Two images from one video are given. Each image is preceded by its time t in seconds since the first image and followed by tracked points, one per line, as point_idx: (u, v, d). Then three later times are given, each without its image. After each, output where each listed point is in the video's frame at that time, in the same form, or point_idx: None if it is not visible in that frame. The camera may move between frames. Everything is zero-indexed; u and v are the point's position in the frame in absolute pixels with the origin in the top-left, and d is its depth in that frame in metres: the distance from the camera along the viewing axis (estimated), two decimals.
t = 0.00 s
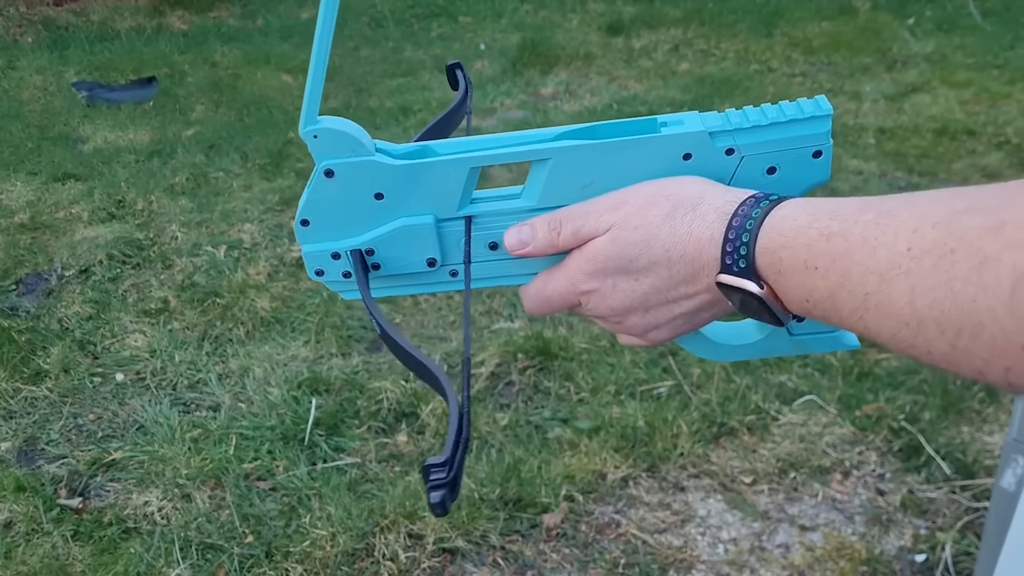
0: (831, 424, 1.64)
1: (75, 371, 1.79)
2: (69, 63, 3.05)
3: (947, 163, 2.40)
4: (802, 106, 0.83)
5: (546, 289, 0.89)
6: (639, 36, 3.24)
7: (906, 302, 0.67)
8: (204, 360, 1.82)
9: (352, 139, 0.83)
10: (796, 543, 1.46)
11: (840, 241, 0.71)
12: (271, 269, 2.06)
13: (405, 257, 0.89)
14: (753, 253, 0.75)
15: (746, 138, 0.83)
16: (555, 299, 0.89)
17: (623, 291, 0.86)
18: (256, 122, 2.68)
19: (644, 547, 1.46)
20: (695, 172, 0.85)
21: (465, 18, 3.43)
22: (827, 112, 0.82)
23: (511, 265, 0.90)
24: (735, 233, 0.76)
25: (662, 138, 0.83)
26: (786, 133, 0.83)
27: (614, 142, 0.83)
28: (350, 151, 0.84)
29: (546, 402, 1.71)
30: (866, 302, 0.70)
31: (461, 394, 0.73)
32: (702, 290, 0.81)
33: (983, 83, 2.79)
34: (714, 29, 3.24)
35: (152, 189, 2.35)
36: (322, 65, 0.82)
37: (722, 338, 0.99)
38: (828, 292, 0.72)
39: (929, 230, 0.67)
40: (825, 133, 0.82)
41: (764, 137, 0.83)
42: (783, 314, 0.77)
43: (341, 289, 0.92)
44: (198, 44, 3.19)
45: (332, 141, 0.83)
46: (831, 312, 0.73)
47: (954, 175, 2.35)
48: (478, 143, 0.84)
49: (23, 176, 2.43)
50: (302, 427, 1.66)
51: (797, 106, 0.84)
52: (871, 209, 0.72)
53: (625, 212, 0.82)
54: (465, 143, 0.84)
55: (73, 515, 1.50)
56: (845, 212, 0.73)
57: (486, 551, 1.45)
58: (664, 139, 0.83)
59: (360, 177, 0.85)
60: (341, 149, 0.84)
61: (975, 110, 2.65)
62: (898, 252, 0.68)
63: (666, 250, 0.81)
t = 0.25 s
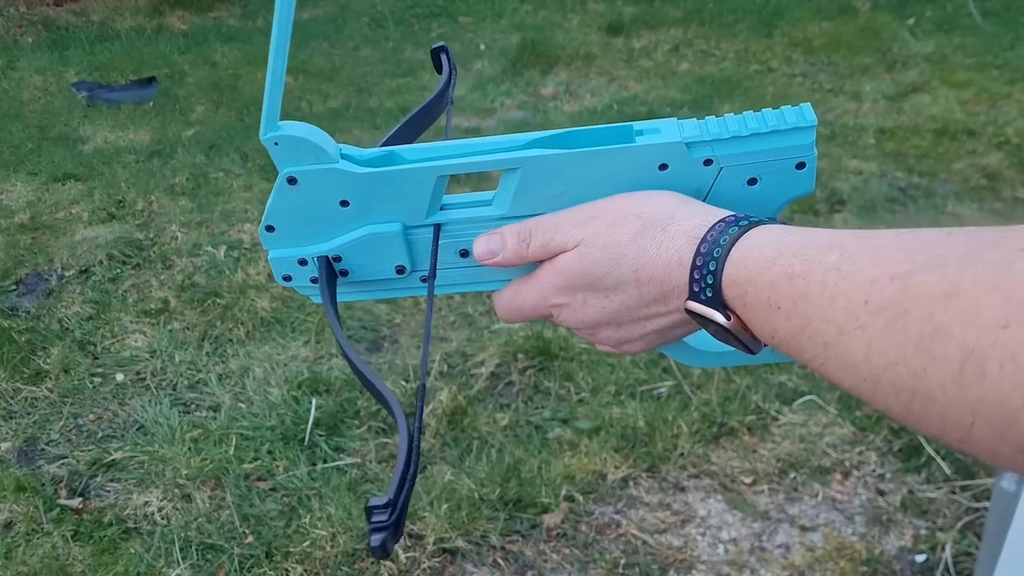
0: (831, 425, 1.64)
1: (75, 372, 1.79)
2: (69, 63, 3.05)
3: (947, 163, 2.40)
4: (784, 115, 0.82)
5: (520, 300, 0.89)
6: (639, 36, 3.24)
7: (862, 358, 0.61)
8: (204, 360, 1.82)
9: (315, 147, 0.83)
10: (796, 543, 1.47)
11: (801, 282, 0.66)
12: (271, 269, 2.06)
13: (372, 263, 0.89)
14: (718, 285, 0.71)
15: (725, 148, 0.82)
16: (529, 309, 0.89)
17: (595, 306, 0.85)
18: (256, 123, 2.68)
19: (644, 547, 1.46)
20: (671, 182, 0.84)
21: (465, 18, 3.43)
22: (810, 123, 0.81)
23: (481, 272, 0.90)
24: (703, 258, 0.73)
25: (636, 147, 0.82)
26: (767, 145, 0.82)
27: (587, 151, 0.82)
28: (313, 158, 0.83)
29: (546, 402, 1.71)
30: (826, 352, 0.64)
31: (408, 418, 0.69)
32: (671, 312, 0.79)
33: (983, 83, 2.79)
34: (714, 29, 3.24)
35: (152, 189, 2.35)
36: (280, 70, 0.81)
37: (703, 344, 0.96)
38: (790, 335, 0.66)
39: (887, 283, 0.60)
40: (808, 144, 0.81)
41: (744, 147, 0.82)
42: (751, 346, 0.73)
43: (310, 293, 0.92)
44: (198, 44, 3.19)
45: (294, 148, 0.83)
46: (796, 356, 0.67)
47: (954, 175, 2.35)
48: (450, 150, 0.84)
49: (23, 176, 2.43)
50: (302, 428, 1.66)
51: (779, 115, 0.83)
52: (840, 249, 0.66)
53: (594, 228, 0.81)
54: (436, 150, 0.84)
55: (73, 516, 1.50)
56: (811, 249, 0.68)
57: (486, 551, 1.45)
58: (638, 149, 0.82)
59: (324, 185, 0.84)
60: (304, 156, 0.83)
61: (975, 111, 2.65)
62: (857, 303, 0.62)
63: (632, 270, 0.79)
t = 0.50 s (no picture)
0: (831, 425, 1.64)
1: (75, 372, 1.79)
2: (69, 64, 3.05)
3: (947, 163, 2.40)
4: (779, 121, 0.80)
5: (497, 294, 0.88)
6: (639, 36, 3.24)
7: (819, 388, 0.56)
8: (204, 360, 1.82)
9: (293, 121, 0.82)
10: (796, 543, 1.46)
11: (771, 300, 0.61)
12: (271, 269, 2.06)
13: (350, 245, 0.88)
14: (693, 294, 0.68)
15: (716, 151, 0.80)
16: (506, 304, 0.88)
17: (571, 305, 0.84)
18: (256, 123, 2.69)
19: (644, 547, 1.46)
20: (659, 181, 0.81)
21: (465, 18, 3.43)
22: (807, 131, 0.78)
23: (462, 261, 0.89)
24: (679, 266, 0.70)
25: (624, 144, 0.80)
26: (761, 150, 0.79)
27: (572, 146, 0.80)
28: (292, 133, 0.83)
29: (546, 402, 1.71)
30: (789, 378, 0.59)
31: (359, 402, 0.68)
32: (647, 317, 0.77)
33: (983, 83, 2.79)
34: (714, 29, 3.24)
35: (152, 189, 2.35)
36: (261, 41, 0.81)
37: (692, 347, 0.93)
38: (757, 356, 0.62)
39: (852, 310, 0.55)
40: (804, 151, 0.79)
41: (735, 151, 0.80)
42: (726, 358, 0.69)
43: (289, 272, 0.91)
44: (198, 44, 3.20)
45: (274, 121, 0.82)
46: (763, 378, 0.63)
47: (954, 175, 2.35)
48: (430, 137, 0.82)
49: (23, 177, 2.43)
50: (303, 428, 1.66)
51: (776, 119, 0.80)
52: (816, 266, 0.62)
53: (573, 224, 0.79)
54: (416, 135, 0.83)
55: (73, 516, 1.51)
56: (784, 264, 0.63)
57: (486, 551, 1.45)
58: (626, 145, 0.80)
59: (302, 162, 0.84)
60: (282, 130, 0.83)
61: (975, 111, 2.65)
62: (820, 329, 0.57)
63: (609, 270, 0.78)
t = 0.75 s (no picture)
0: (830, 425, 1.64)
1: (75, 372, 1.79)
2: (69, 64, 3.05)
3: (947, 163, 2.40)
4: (751, 102, 0.80)
5: (463, 282, 0.88)
6: (639, 36, 3.25)
7: (779, 380, 0.55)
8: (204, 360, 1.82)
9: (250, 107, 0.82)
10: (796, 543, 1.46)
11: (735, 289, 0.61)
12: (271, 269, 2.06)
13: (312, 233, 0.88)
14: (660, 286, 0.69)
15: (686, 133, 0.80)
16: (473, 292, 0.88)
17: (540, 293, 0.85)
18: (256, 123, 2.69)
19: (644, 548, 1.46)
20: (630, 164, 0.82)
21: (465, 19, 3.43)
22: (779, 111, 0.79)
23: (425, 250, 0.90)
24: (646, 254, 0.70)
25: (592, 126, 0.80)
26: (732, 132, 0.80)
27: (538, 128, 0.80)
28: (248, 119, 0.82)
29: (546, 402, 1.71)
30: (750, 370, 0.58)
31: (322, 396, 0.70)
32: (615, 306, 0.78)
33: (983, 83, 2.79)
34: (714, 29, 3.24)
35: (152, 189, 2.35)
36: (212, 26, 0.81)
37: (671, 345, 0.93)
38: (720, 347, 0.62)
39: (813, 300, 0.55)
40: (775, 133, 0.80)
41: (706, 133, 0.80)
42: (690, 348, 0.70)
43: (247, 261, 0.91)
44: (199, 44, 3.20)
45: (227, 106, 0.82)
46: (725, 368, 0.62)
47: (954, 175, 2.35)
48: (397, 120, 0.82)
49: (23, 177, 2.43)
50: (302, 427, 1.66)
51: (747, 100, 0.80)
52: (779, 253, 0.62)
53: (540, 211, 0.80)
54: (380, 117, 0.82)
55: (73, 516, 1.51)
56: (748, 252, 0.63)
57: (486, 551, 1.45)
58: (595, 128, 0.80)
59: (259, 148, 0.83)
60: (239, 115, 0.82)
61: (975, 110, 2.65)
62: (781, 320, 0.56)
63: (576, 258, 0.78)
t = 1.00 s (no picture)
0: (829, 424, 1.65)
1: (77, 372, 1.80)
2: (71, 65, 3.06)
3: (945, 164, 2.41)
4: (725, 106, 0.80)
5: (433, 287, 0.87)
6: (639, 37, 3.26)
7: (752, 387, 0.56)
8: (205, 360, 1.82)
9: (213, 103, 0.80)
10: (795, 542, 1.47)
11: (705, 294, 0.61)
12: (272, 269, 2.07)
13: (276, 234, 0.86)
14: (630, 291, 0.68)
15: (659, 137, 0.80)
16: (442, 297, 0.87)
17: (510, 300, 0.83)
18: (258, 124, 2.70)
19: (644, 547, 1.47)
20: (602, 168, 0.81)
21: (466, 20, 3.44)
22: (753, 115, 0.79)
23: (393, 253, 0.88)
24: (617, 258, 0.69)
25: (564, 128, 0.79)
26: (705, 136, 0.80)
27: (509, 131, 0.80)
28: (211, 114, 0.81)
29: (546, 402, 1.72)
30: (723, 376, 0.58)
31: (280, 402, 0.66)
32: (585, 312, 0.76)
33: (981, 84, 2.80)
34: (713, 30, 3.25)
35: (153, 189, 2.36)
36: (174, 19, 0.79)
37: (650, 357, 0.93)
38: (691, 352, 0.62)
39: (783, 305, 0.55)
40: (750, 138, 0.80)
41: (679, 138, 0.80)
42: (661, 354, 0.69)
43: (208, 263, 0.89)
44: (200, 46, 3.21)
45: (188, 100, 0.80)
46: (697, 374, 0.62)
47: (953, 175, 2.36)
48: (365, 119, 0.82)
49: (25, 177, 2.44)
50: (303, 427, 1.67)
51: (722, 104, 0.81)
52: (748, 258, 0.62)
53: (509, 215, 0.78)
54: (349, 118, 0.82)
55: (74, 515, 1.51)
56: (718, 256, 0.63)
57: (486, 550, 1.46)
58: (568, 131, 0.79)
59: (221, 146, 0.82)
60: (201, 110, 0.81)
61: (974, 111, 2.66)
62: (752, 325, 0.56)
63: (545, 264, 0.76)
